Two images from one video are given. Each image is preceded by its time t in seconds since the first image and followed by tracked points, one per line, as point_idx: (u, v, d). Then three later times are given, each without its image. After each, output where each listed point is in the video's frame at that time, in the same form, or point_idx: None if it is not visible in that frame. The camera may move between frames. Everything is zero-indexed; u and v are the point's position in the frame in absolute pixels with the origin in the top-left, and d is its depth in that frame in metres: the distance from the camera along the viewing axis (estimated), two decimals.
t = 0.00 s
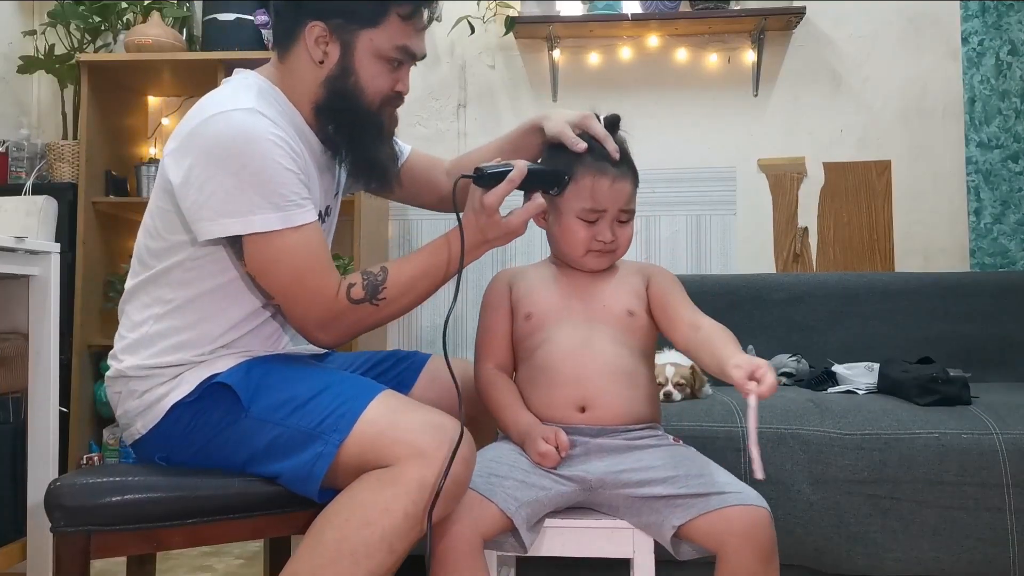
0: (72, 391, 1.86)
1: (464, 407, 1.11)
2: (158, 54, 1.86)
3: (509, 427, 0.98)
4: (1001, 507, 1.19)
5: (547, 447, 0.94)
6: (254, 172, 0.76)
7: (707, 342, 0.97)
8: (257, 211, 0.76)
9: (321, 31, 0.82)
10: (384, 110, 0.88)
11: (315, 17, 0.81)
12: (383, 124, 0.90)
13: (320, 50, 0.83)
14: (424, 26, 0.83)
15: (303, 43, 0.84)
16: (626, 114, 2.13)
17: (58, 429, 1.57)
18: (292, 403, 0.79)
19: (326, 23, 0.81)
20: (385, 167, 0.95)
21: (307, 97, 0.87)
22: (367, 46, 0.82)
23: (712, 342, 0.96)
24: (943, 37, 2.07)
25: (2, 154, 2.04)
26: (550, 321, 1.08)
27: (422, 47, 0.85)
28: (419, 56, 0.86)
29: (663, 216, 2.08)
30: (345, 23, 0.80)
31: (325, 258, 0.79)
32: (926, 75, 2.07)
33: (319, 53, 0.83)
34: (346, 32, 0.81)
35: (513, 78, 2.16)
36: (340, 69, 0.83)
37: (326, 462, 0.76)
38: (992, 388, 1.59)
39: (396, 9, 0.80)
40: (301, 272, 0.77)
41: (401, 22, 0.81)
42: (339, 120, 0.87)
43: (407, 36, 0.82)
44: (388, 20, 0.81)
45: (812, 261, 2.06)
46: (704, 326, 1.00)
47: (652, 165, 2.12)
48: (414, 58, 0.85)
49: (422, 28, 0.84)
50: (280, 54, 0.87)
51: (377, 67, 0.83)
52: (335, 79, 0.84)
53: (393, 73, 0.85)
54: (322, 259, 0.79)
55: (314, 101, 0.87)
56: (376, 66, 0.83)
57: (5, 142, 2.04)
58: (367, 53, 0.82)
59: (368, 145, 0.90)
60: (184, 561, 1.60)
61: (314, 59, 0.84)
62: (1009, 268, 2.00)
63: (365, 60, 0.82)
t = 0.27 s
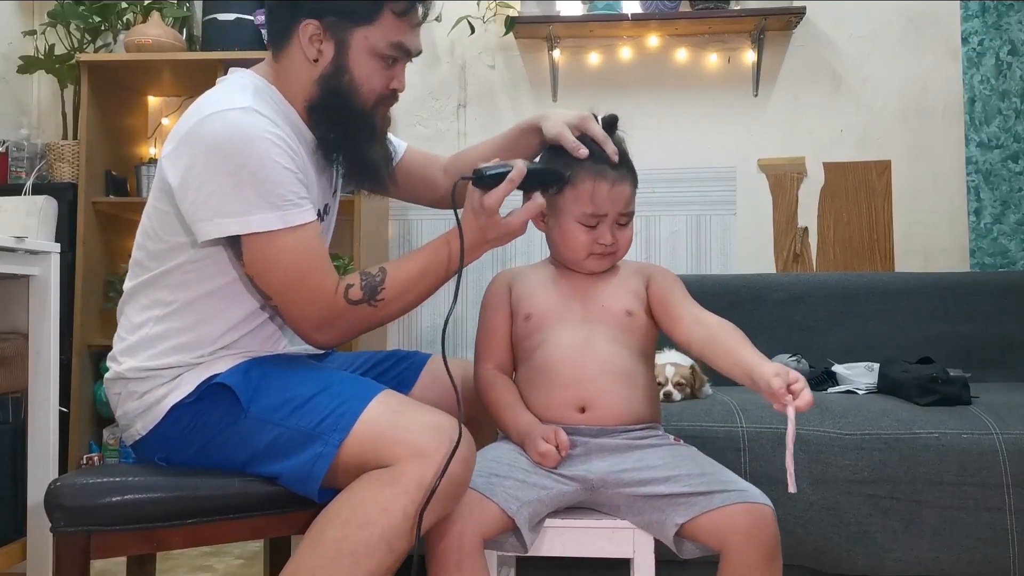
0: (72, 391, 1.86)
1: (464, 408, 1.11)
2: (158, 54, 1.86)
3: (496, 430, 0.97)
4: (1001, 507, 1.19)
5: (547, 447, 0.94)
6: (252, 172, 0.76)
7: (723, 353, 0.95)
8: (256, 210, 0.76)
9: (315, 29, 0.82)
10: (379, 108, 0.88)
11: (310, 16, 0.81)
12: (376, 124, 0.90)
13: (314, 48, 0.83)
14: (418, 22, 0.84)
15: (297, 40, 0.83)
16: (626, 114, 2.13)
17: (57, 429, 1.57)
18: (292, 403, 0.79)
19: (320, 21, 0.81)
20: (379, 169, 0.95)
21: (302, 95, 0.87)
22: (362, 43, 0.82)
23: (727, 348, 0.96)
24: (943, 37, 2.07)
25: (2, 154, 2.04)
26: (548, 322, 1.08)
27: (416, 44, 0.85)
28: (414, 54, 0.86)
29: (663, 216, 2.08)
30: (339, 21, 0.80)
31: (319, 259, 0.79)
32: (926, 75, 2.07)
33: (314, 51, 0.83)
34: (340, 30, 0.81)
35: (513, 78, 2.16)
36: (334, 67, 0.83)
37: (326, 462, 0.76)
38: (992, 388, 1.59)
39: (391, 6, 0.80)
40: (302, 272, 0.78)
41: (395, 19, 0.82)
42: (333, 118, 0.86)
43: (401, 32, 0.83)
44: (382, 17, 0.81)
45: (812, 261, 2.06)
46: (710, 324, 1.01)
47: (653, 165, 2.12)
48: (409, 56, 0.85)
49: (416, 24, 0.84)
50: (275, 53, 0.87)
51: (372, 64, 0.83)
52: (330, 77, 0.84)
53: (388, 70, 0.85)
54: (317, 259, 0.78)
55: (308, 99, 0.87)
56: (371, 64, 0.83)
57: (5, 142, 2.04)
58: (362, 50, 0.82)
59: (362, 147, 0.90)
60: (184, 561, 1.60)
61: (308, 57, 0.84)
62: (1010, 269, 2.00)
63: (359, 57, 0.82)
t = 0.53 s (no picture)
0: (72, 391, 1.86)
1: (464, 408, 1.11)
2: (158, 54, 1.86)
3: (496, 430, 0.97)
4: (1001, 507, 1.19)
5: (547, 446, 0.94)
6: (253, 174, 0.76)
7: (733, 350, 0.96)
8: (259, 213, 0.76)
9: (312, 30, 0.82)
10: (378, 108, 0.88)
11: (309, 16, 0.81)
12: (375, 123, 0.90)
13: (312, 49, 0.83)
14: (418, 23, 0.83)
15: (295, 41, 0.83)
16: (626, 114, 2.13)
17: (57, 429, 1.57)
18: (292, 403, 0.79)
19: (318, 22, 0.81)
20: (379, 168, 0.95)
21: (301, 96, 0.87)
22: (361, 43, 0.81)
23: (736, 340, 0.96)
24: (943, 37, 2.07)
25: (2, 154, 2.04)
26: (548, 322, 1.08)
27: (415, 44, 0.85)
28: (414, 54, 0.86)
29: (663, 216, 2.08)
30: (338, 20, 0.80)
31: (324, 259, 0.78)
32: (926, 75, 2.07)
33: (312, 52, 0.83)
34: (339, 30, 0.81)
35: (513, 78, 2.16)
36: (333, 68, 0.83)
37: (326, 462, 0.76)
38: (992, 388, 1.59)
39: (389, 6, 0.80)
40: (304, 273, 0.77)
41: (394, 19, 0.81)
42: (333, 118, 0.86)
43: (400, 33, 0.82)
44: (381, 18, 0.81)
45: (812, 261, 2.06)
46: (715, 320, 1.01)
47: (652, 165, 2.12)
48: (408, 56, 0.85)
49: (416, 24, 0.83)
50: (273, 53, 0.86)
51: (371, 64, 0.83)
52: (329, 77, 0.84)
53: (387, 71, 0.85)
54: (322, 259, 0.78)
55: (307, 100, 0.87)
56: (370, 64, 0.83)
57: (5, 142, 2.04)
58: (361, 50, 0.82)
59: (362, 147, 0.90)
60: (184, 561, 1.60)
61: (306, 58, 0.84)
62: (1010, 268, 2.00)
63: (358, 57, 0.82)
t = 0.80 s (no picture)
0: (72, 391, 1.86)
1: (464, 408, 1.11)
2: (158, 54, 1.86)
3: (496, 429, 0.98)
4: (1001, 507, 1.19)
5: (547, 446, 0.94)
6: (250, 180, 0.76)
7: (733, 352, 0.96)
8: (253, 219, 0.76)
9: (314, 32, 0.82)
10: (380, 110, 0.88)
11: (310, 18, 0.81)
12: (376, 125, 0.90)
13: (314, 50, 0.83)
14: (420, 25, 0.83)
15: (297, 43, 0.83)
16: (626, 114, 2.13)
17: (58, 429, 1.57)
18: (292, 403, 0.79)
19: (319, 23, 0.81)
20: (380, 170, 0.95)
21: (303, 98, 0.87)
22: (362, 46, 0.81)
23: (738, 338, 0.96)
24: (943, 37, 2.07)
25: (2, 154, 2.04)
26: (548, 322, 1.08)
27: (417, 45, 0.85)
28: (415, 56, 0.86)
29: (662, 216, 2.08)
30: (339, 23, 0.80)
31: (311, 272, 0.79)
32: (926, 75, 2.07)
33: (314, 53, 0.83)
34: (339, 32, 0.81)
35: (513, 78, 2.16)
36: (335, 70, 0.83)
37: (326, 462, 0.76)
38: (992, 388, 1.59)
39: (391, 9, 0.80)
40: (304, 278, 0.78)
41: (396, 22, 0.81)
42: (334, 120, 0.86)
43: (402, 35, 0.82)
44: (382, 20, 0.80)
45: (812, 261, 2.06)
46: (716, 318, 1.01)
47: (652, 166, 2.12)
48: (410, 59, 0.85)
49: (417, 27, 0.83)
50: (276, 54, 0.87)
51: (373, 67, 0.83)
52: (330, 79, 0.84)
53: (388, 73, 0.85)
54: (309, 271, 0.79)
55: (308, 101, 0.87)
56: (372, 66, 0.83)
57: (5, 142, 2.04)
58: (362, 52, 0.82)
59: (364, 149, 0.91)
60: (184, 561, 1.60)
61: (309, 59, 0.84)
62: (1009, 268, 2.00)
63: (360, 60, 0.82)
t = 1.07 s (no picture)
0: (72, 391, 1.86)
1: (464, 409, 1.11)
2: (158, 54, 1.86)
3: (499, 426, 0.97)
4: (1001, 507, 1.19)
5: (547, 446, 0.94)
6: (258, 184, 0.76)
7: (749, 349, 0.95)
8: (264, 222, 0.76)
9: (314, 34, 0.82)
10: (380, 112, 0.88)
11: (309, 19, 0.81)
12: (376, 126, 0.90)
13: (314, 53, 0.83)
14: (420, 27, 0.83)
15: (296, 45, 0.83)
16: (626, 114, 2.13)
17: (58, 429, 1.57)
18: (292, 403, 0.79)
19: (319, 25, 0.81)
20: (381, 171, 0.95)
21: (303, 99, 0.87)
22: (362, 48, 0.81)
23: (746, 338, 0.96)
24: (943, 37, 2.07)
25: (2, 154, 2.04)
26: (548, 321, 1.08)
27: (417, 47, 0.85)
28: (415, 58, 0.85)
29: (662, 216, 2.08)
30: (338, 25, 0.80)
31: (329, 270, 0.79)
32: (926, 76, 2.07)
33: (313, 55, 0.83)
34: (339, 35, 0.80)
35: (513, 78, 2.16)
36: (334, 72, 0.83)
37: (326, 463, 0.76)
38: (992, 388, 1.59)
39: (391, 11, 0.79)
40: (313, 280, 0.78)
41: (396, 24, 0.81)
42: (335, 121, 0.86)
43: (402, 37, 0.82)
44: (382, 22, 0.80)
45: (812, 261, 2.06)
46: (723, 317, 1.01)
47: (652, 165, 2.12)
48: (410, 60, 0.84)
49: (418, 28, 0.83)
50: (276, 56, 0.86)
51: (372, 69, 0.83)
52: (330, 81, 0.84)
53: (388, 75, 0.85)
54: (325, 269, 0.78)
55: (308, 103, 0.87)
56: (372, 68, 0.83)
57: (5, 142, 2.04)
58: (362, 54, 0.81)
59: (364, 150, 0.91)
60: (184, 561, 1.60)
61: (308, 61, 0.84)
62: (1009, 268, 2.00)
63: (360, 62, 0.82)
